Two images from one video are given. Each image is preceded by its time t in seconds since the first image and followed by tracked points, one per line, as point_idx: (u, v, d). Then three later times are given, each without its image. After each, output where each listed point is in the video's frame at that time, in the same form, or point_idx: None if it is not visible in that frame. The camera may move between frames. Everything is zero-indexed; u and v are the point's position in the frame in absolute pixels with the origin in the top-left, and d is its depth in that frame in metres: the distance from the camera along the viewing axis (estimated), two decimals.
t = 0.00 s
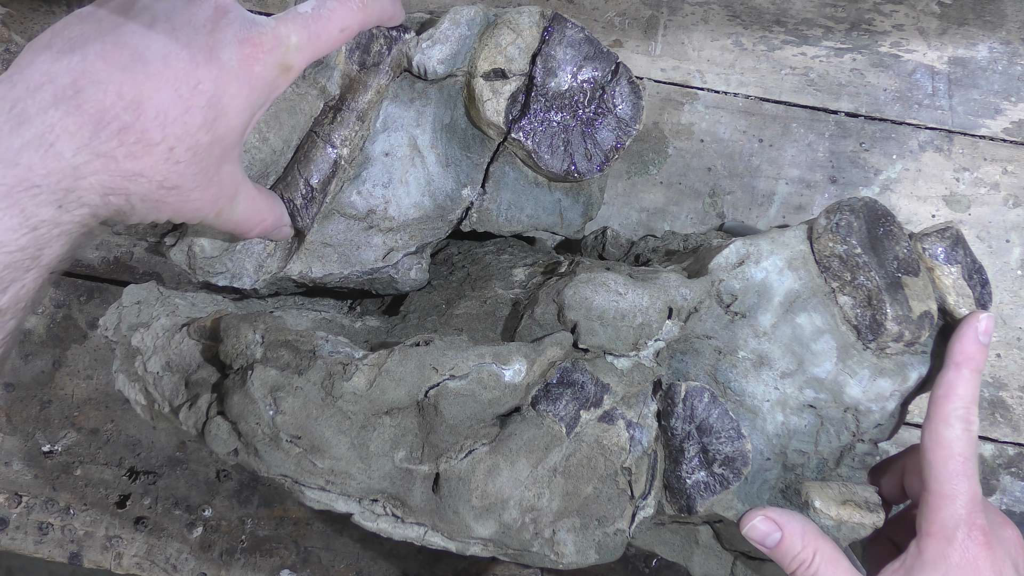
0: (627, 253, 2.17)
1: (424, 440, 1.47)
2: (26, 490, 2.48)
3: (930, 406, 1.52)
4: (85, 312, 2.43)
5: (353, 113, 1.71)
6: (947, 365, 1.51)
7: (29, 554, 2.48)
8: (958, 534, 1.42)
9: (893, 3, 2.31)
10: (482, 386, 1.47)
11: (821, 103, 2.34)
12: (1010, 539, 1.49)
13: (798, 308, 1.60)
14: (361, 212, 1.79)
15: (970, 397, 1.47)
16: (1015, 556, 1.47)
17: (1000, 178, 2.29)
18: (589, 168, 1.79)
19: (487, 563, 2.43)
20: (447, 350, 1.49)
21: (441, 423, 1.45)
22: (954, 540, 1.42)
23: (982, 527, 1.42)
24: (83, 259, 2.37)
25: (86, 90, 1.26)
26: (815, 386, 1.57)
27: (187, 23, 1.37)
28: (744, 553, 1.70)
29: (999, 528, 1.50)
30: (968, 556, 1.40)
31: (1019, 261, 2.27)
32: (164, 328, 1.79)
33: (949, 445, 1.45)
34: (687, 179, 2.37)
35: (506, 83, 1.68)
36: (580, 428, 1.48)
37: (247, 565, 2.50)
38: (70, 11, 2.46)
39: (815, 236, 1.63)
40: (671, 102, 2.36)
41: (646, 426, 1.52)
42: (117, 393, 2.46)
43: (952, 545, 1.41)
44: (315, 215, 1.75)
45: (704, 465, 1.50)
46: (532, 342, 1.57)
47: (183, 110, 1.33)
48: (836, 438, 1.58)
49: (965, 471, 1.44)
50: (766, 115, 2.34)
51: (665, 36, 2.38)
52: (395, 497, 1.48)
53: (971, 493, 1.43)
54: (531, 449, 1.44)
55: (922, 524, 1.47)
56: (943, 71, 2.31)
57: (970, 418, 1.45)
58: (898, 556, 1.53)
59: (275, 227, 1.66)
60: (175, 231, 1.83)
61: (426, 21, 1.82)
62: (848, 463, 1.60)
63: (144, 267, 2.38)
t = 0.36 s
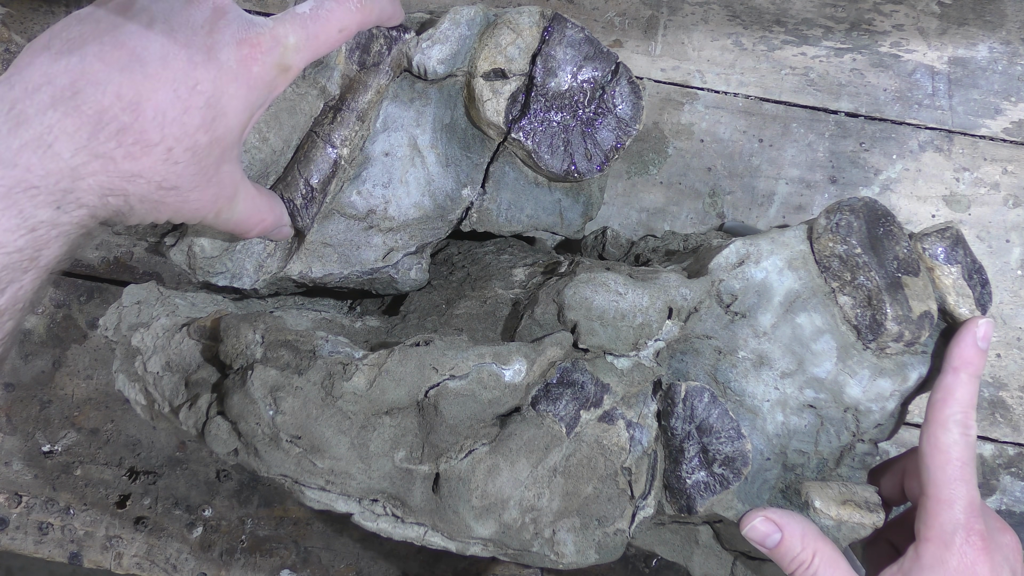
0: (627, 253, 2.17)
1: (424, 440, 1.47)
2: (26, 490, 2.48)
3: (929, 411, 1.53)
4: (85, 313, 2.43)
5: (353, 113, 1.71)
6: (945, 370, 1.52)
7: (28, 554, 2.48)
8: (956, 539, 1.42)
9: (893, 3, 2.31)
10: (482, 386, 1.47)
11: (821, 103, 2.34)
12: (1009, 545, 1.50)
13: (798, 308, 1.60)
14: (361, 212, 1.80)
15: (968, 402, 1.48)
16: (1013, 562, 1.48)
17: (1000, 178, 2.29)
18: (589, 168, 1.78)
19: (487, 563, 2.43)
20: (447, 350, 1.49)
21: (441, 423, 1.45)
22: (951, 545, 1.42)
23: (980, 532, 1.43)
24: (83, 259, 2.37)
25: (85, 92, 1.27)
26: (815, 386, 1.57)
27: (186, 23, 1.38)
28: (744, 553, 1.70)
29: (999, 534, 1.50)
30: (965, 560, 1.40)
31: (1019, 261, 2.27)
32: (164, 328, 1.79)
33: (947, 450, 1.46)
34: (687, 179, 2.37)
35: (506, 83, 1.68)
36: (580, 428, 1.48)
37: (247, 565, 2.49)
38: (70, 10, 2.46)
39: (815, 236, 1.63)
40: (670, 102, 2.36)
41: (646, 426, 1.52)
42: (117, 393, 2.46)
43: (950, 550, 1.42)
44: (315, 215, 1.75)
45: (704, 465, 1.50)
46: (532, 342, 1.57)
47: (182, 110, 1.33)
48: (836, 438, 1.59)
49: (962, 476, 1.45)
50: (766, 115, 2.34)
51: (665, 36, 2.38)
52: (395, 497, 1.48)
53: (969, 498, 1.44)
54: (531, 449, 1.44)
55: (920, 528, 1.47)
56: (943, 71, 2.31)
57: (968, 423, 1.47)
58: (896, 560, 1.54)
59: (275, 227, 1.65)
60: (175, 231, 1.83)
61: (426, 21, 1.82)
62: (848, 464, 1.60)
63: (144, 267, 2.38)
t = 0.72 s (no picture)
0: (627, 253, 2.17)
1: (424, 440, 1.47)
2: (26, 490, 2.48)
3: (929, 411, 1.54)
4: (85, 313, 2.43)
5: (353, 113, 1.71)
6: (945, 370, 1.51)
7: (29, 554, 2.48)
8: (956, 539, 1.42)
9: (893, 3, 2.31)
10: (482, 386, 1.47)
11: (821, 103, 2.34)
12: (1009, 545, 1.50)
13: (798, 308, 1.60)
14: (361, 212, 1.80)
15: (968, 402, 1.48)
16: (1012, 563, 1.48)
17: (1000, 178, 2.29)
18: (589, 168, 1.78)
19: (487, 563, 2.43)
20: (447, 350, 1.49)
21: (441, 422, 1.45)
22: (951, 545, 1.42)
23: (980, 533, 1.43)
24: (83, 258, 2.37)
25: (96, 96, 1.26)
26: (815, 386, 1.57)
27: (197, 26, 1.36)
28: (744, 553, 1.70)
29: (998, 534, 1.50)
30: (965, 561, 1.41)
31: (1019, 261, 2.27)
32: (164, 328, 1.79)
33: (947, 450, 1.46)
34: (687, 179, 2.37)
35: (506, 83, 1.68)
36: (580, 428, 1.48)
37: (247, 565, 2.49)
38: (70, 10, 2.46)
39: (815, 236, 1.63)
40: (671, 102, 2.36)
41: (646, 426, 1.52)
42: (117, 392, 2.46)
43: (950, 550, 1.42)
44: (315, 215, 1.75)
45: (704, 465, 1.50)
46: (532, 342, 1.57)
47: (192, 115, 1.33)
48: (836, 438, 1.59)
49: (962, 477, 1.45)
50: (766, 115, 2.34)
51: (665, 36, 2.38)
52: (395, 496, 1.48)
53: (968, 498, 1.44)
54: (532, 449, 1.44)
55: (920, 528, 1.47)
56: (943, 71, 2.31)
57: (967, 424, 1.47)
58: (895, 561, 1.54)
59: (275, 228, 1.65)
60: (175, 231, 1.83)
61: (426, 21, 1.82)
62: (847, 463, 1.60)
63: (144, 267, 2.39)
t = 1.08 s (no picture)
0: (627, 253, 2.17)
1: (424, 440, 1.48)
2: (26, 490, 2.48)
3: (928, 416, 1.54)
4: (85, 313, 2.43)
5: (353, 113, 1.71)
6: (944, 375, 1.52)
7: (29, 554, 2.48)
8: (955, 544, 1.43)
9: (893, 3, 2.31)
10: (482, 386, 1.47)
11: (821, 103, 2.34)
12: (1006, 550, 1.50)
13: (798, 308, 1.59)
14: (361, 212, 1.80)
15: (967, 407, 1.49)
16: (1009, 567, 1.48)
17: (1000, 178, 2.30)
18: (589, 168, 1.79)
19: (487, 563, 2.43)
20: (447, 350, 1.50)
21: (441, 423, 1.45)
22: (950, 550, 1.42)
23: (978, 538, 1.44)
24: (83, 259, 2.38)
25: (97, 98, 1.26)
26: (815, 386, 1.57)
27: (196, 29, 1.38)
28: (744, 553, 1.69)
29: (996, 539, 1.50)
30: (963, 566, 1.41)
31: (1020, 261, 2.27)
32: (164, 328, 1.79)
33: (947, 455, 1.47)
34: (687, 179, 2.37)
35: (506, 83, 1.68)
36: (580, 428, 1.48)
37: (247, 565, 2.49)
38: (70, 10, 2.46)
39: (815, 236, 1.63)
40: (671, 102, 2.36)
41: (646, 426, 1.51)
42: (117, 393, 2.47)
43: (949, 555, 1.42)
44: (315, 215, 1.75)
45: (704, 465, 1.50)
46: (532, 343, 1.57)
47: (193, 117, 1.33)
48: (836, 438, 1.58)
49: (961, 481, 1.46)
50: (766, 115, 2.34)
51: (665, 36, 2.38)
52: (395, 497, 1.48)
53: (967, 503, 1.45)
54: (532, 449, 1.44)
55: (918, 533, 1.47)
56: (943, 71, 2.31)
57: (966, 429, 1.48)
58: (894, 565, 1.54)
59: (275, 227, 1.66)
60: (175, 231, 1.83)
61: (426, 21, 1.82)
62: (847, 464, 1.60)
63: (144, 267, 2.39)
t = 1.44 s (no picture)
0: (627, 253, 2.17)
1: (424, 440, 1.48)
2: (26, 490, 2.47)
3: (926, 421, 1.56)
4: (85, 313, 2.43)
5: (353, 113, 1.71)
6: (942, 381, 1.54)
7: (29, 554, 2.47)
8: (953, 550, 1.43)
9: (893, 3, 2.31)
10: (482, 386, 1.47)
11: (821, 103, 2.34)
12: (1004, 555, 1.50)
13: (798, 308, 1.59)
14: (361, 212, 1.80)
15: (965, 412, 1.50)
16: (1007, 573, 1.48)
17: (1000, 178, 2.30)
18: (589, 168, 1.79)
19: (487, 562, 2.43)
20: (447, 350, 1.50)
21: (441, 423, 1.45)
22: (949, 556, 1.43)
23: (977, 544, 1.44)
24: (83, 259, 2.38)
25: (89, 110, 1.27)
26: (815, 386, 1.57)
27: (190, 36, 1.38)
28: (744, 553, 1.69)
29: (994, 544, 1.50)
30: (961, 572, 1.41)
31: (1019, 261, 2.27)
32: (164, 328, 1.79)
33: (946, 460, 1.48)
34: (687, 179, 2.37)
35: (506, 83, 1.68)
36: (580, 428, 1.48)
37: (247, 565, 2.50)
38: (70, 10, 2.46)
39: (815, 236, 1.63)
40: (671, 102, 2.36)
41: (646, 426, 1.51)
42: (117, 393, 2.47)
43: (947, 560, 1.42)
44: (315, 215, 1.75)
45: (704, 465, 1.50)
46: (532, 343, 1.58)
47: (186, 125, 1.33)
48: (836, 438, 1.58)
49: (960, 486, 1.47)
50: (766, 115, 2.34)
51: (665, 36, 2.38)
52: (395, 497, 1.48)
53: (966, 508, 1.45)
54: (532, 449, 1.44)
55: (916, 538, 1.48)
56: (943, 71, 2.31)
57: (966, 434, 1.49)
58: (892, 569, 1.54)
59: (275, 227, 1.66)
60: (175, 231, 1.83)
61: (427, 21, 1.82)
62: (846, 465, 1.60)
63: (144, 267, 2.40)
